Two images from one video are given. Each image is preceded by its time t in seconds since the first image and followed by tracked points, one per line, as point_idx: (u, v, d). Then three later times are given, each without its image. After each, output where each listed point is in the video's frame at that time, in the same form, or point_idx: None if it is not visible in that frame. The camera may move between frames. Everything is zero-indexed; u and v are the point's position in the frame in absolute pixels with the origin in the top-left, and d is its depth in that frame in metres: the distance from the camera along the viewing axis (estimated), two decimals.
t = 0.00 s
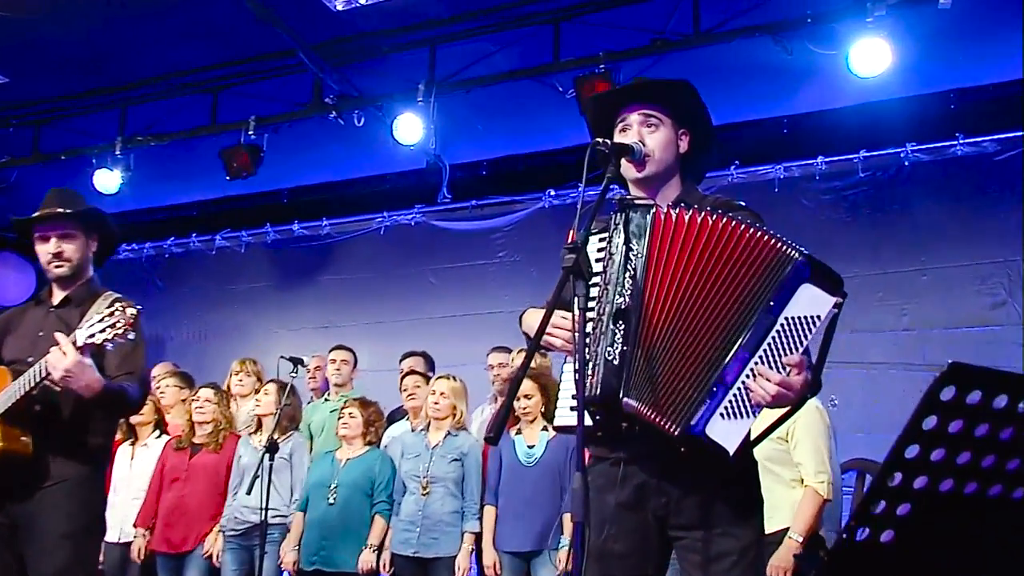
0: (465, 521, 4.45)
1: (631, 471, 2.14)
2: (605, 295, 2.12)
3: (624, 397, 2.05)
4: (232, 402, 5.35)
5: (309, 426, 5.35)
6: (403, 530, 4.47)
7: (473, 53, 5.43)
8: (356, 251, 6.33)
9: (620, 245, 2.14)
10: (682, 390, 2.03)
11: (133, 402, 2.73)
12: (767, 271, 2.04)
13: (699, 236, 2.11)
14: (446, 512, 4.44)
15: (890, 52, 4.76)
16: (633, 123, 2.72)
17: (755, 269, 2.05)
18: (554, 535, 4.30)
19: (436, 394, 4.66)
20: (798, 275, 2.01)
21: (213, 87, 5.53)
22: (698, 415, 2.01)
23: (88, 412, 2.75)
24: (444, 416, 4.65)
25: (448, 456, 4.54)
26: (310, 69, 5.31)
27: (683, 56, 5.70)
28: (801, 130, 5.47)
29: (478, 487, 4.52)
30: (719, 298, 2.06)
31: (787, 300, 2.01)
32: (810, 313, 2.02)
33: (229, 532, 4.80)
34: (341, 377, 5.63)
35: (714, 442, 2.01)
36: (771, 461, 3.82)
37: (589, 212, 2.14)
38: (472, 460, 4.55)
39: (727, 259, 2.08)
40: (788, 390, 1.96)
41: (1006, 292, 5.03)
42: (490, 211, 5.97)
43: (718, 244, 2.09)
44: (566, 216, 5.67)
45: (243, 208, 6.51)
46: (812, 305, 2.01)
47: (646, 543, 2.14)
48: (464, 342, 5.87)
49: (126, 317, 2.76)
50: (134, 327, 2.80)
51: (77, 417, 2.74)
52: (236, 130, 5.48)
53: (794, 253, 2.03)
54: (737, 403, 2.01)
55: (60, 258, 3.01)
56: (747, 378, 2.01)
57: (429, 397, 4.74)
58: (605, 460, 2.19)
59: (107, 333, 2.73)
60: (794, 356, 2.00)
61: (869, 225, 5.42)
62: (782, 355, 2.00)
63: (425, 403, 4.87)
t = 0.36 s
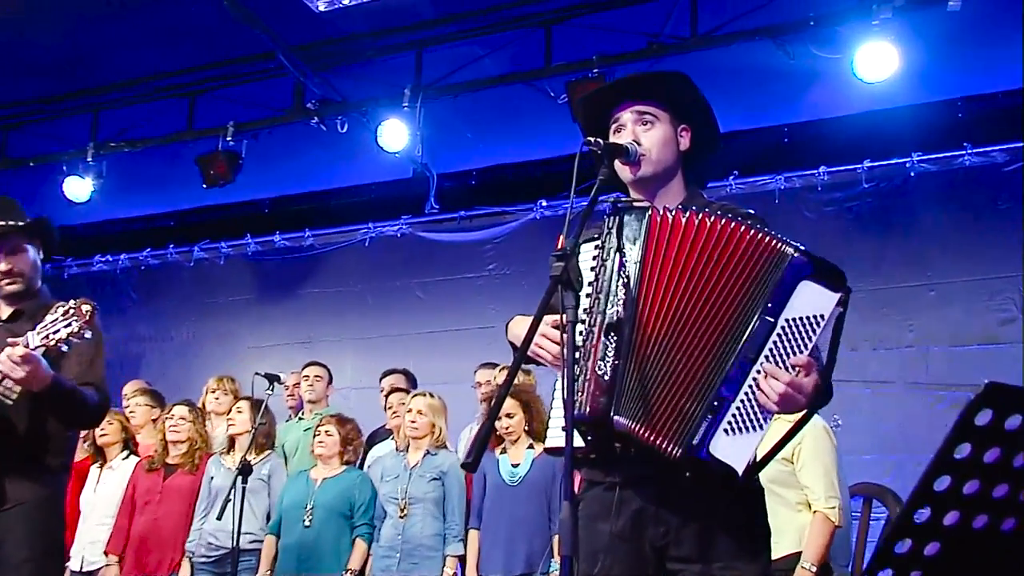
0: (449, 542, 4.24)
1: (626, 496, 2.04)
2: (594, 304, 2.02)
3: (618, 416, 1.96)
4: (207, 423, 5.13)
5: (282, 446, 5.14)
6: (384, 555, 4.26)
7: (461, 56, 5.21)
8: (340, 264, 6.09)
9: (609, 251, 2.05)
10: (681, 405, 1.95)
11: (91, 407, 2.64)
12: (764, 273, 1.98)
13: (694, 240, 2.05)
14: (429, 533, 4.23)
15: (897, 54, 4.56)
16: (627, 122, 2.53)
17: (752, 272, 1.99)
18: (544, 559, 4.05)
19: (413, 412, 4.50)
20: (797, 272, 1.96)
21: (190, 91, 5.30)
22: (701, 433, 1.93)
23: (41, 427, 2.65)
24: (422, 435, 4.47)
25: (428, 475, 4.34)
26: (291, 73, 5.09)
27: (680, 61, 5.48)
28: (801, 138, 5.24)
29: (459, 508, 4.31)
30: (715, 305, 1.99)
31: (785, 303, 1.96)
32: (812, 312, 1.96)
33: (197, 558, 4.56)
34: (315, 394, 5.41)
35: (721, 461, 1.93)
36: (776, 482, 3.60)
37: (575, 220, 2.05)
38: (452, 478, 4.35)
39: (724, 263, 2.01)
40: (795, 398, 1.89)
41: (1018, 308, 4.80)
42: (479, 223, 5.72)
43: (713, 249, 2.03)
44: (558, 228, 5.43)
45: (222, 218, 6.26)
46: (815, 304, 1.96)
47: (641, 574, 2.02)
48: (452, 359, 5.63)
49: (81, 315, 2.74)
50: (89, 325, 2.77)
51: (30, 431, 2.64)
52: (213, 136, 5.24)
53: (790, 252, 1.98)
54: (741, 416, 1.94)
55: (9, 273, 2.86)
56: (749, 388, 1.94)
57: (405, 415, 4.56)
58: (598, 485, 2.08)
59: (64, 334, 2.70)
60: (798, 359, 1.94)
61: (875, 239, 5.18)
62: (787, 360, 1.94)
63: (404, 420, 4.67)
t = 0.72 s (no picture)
0: (440, 565, 4.02)
1: (628, 521, 1.85)
2: (586, 313, 1.85)
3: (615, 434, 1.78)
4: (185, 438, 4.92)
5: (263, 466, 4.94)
6: None
7: (451, 58, 5.01)
8: (327, 275, 5.88)
9: (601, 254, 1.88)
10: (680, 416, 1.78)
11: (62, 419, 2.42)
12: (761, 267, 1.82)
13: (691, 239, 1.88)
14: (419, 556, 4.02)
15: (906, 56, 4.38)
16: (620, 119, 2.32)
17: (749, 267, 1.82)
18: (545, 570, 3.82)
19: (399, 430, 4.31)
20: (796, 263, 1.80)
21: (170, 94, 5.10)
22: (701, 444, 1.75)
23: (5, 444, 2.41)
24: (410, 452, 4.28)
25: (416, 495, 4.15)
26: (274, 76, 4.90)
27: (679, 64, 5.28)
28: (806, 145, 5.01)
29: (451, 528, 4.09)
30: (716, 309, 1.83)
31: (785, 297, 1.79)
32: (816, 306, 1.79)
33: None
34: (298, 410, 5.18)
35: (725, 473, 1.75)
36: (786, 503, 3.38)
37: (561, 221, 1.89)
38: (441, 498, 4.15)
39: (723, 262, 1.85)
40: (800, 400, 1.72)
41: None
42: (472, 233, 5.52)
43: (708, 245, 1.86)
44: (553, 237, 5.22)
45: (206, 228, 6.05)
46: (818, 295, 1.78)
47: None
48: (441, 374, 5.41)
49: (53, 324, 2.48)
50: (63, 336, 2.50)
51: None
52: (193, 141, 5.04)
53: (786, 242, 1.81)
54: (744, 423, 1.77)
55: None
56: (750, 393, 1.78)
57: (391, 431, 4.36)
58: (596, 511, 1.90)
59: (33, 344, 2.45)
60: (803, 355, 1.77)
61: (882, 249, 4.96)
62: (790, 357, 1.77)
63: (388, 438, 4.49)
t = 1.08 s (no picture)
0: None
1: (615, 547, 1.72)
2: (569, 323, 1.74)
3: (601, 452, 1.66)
4: (157, 461, 4.66)
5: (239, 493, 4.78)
6: None
7: (435, 67, 4.83)
8: (308, 293, 5.67)
9: (583, 261, 1.78)
10: (666, 429, 1.66)
11: (22, 437, 2.28)
12: (745, 269, 1.73)
13: (676, 242, 1.78)
14: None
15: (907, 63, 4.20)
16: (607, 120, 2.13)
17: (735, 270, 1.73)
18: None
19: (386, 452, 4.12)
20: (782, 264, 1.71)
21: (143, 103, 4.91)
22: (689, 459, 1.64)
23: None
24: (396, 476, 4.09)
25: (401, 522, 3.95)
26: (251, 84, 4.71)
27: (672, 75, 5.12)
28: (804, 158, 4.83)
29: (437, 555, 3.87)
30: (702, 316, 1.73)
31: (771, 300, 1.70)
32: (804, 308, 1.70)
33: None
34: (277, 432, 4.96)
35: (717, 491, 1.63)
36: (785, 530, 3.18)
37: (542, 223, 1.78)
38: (428, 523, 3.92)
39: (709, 266, 1.75)
40: (792, 409, 1.62)
41: None
42: (457, 248, 5.32)
43: (693, 248, 1.77)
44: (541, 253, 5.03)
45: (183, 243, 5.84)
46: (805, 296, 1.69)
47: None
48: (424, 396, 5.19)
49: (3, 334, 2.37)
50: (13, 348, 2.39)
51: None
52: (166, 152, 4.85)
53: (770, 242, 1.73)
54: (734, 436, 1.65)
55: None
56: (739, 402, 1.67)
57: (376, 454, 4.18)
58: (581, 536, 1.76)
59: None
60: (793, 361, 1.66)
61: (882, 266, 4.78)
62: (780, 363, 1.67)
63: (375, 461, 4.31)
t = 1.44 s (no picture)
0: None
1: None
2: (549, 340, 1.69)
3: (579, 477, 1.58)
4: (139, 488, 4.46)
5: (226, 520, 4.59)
6: None
7: (421, 79, 4.65)
8: (290, 314, 5.46)
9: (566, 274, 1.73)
10: (645, 451, 1.58)
11: None
12: (729, 280, 1.65)
13: (660, 253, 1.72)
14: None
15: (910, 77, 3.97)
16: (599, 122, 1.95)
17: (717, 281, 1.66)
18: None
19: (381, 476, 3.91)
20: (768, 273, 1.63)
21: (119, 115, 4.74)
22: (668, 483, 1.54)
23: None
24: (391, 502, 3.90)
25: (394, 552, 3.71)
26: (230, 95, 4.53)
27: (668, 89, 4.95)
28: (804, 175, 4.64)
29: None
30: (684, 330, 1.65)
31: (755, 311, 1.61)
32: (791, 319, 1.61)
33: None
34: (266, 457, 4.74)
35: (700, 517, 1.53)
36: (782, 554, 3.26)
37: (526, 230, 1.68)
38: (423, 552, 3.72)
39: (693, 277, 1.68)
40: (775, 427, 1.52)
41: None
42: (445, 268, 5.12)
43: (677, 259, 1.70)
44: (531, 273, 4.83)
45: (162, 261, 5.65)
46: (791, 307, 1.60)
47: None
48: (409, 422, 4.97)
49: None
50: None
51: None
52: (142, 165, 4.66)
53: (753, 250, 1.65)
54: (716, 457, 1.56)
55: None
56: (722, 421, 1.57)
57: (371, 480, 3.97)
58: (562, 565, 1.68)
59: None
60: (777, 376, 1.57)
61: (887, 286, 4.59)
62: (765, 380, 1.58)
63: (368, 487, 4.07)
